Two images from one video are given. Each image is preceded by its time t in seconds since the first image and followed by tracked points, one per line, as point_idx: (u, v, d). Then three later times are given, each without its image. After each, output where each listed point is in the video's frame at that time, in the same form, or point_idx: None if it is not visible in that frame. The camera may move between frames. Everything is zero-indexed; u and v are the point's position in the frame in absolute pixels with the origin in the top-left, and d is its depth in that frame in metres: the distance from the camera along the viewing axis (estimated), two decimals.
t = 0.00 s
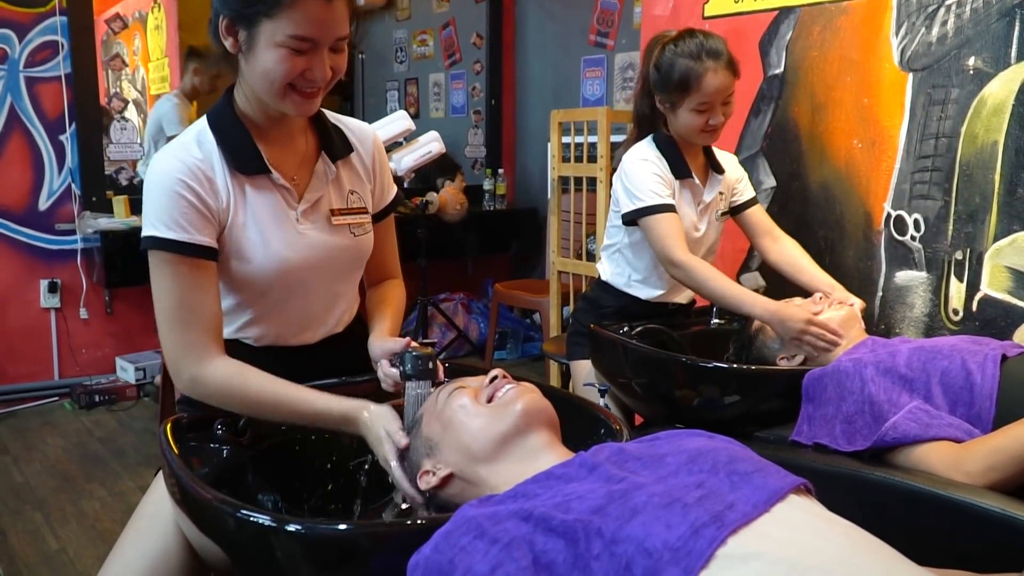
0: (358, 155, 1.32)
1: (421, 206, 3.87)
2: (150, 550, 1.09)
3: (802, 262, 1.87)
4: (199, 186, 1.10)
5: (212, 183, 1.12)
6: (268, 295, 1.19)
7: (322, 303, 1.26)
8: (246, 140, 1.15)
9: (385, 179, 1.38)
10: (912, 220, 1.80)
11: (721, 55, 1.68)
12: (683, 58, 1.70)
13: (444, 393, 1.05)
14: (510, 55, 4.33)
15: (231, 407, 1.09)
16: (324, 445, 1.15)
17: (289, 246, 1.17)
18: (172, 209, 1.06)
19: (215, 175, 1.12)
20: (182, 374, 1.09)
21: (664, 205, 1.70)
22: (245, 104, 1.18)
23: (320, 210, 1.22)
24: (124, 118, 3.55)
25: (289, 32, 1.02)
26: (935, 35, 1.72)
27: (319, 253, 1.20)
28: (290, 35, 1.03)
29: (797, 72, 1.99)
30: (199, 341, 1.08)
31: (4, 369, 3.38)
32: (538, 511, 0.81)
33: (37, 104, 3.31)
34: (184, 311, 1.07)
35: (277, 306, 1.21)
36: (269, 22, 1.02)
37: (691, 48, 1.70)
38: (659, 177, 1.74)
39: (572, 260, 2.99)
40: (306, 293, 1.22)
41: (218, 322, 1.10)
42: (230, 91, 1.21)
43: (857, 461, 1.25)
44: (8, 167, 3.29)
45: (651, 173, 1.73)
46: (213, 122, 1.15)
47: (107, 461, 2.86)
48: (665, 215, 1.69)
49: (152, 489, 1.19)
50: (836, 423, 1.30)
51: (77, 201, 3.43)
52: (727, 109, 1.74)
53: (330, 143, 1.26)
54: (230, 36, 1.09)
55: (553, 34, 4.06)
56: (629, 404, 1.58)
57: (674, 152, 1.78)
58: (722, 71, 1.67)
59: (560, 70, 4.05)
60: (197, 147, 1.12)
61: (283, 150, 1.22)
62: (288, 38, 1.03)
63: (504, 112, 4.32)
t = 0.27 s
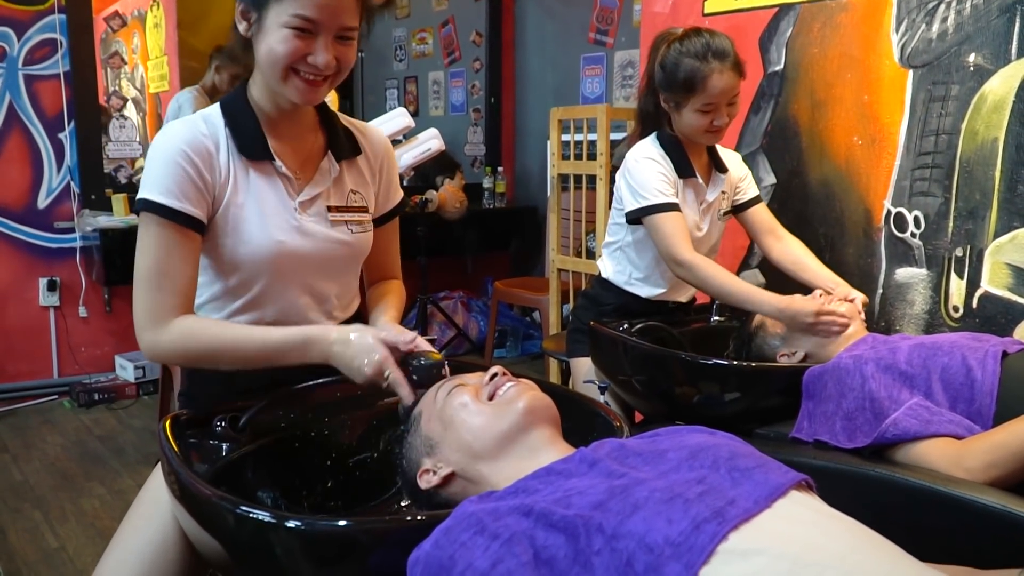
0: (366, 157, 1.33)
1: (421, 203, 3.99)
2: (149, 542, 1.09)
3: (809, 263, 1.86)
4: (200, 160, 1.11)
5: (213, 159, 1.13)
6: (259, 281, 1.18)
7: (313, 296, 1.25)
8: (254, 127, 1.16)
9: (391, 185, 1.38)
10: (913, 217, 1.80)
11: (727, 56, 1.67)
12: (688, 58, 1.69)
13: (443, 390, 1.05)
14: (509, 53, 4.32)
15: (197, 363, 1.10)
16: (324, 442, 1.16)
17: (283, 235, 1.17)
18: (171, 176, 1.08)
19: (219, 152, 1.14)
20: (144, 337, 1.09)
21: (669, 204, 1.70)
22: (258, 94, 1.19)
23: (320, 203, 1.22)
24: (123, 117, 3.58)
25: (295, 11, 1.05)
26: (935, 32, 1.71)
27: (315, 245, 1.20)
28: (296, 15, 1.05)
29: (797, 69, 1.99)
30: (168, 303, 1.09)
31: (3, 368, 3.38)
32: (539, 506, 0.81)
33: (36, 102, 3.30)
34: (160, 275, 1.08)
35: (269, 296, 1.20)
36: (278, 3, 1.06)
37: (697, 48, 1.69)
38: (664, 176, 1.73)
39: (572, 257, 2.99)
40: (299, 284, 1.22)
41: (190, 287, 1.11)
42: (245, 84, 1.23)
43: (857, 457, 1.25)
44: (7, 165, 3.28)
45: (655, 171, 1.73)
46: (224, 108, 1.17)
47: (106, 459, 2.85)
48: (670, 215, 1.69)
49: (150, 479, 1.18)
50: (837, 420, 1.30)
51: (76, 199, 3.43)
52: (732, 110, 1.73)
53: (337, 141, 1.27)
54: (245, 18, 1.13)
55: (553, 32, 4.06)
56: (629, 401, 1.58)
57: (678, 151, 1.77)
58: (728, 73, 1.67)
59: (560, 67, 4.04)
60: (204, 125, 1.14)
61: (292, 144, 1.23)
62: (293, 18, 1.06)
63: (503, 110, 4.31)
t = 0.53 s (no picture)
0: (380, 162, 1.33)
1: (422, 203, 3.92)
2: (149, 535, 1.09)
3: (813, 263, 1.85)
4: (218, 152, 1.13)
5: (230, 153, 1.15)
6: (267, 278, 1.19)
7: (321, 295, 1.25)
8: (272, 125, 1.18)
9: (401, 191, 1.38)
10: (913, 217, 1.80)
11: (730, 56, 1.66)
12: (691, 59, 1.69)
13: (443, 391, 1.04)
14: (509, 52, 4.32)
15: (213, 356, 1.13)
16: (324, 442, 1.15)
17: (292, 233, 1.18)
18: (189, 165, 1.10)
19: (236, 145, 1.16)
20: (161, 324, 1.12)
21: (680, 202, 1.69)
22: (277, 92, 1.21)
23: (329, 203, 1.22)
24: (122, 116, 3.55)
25: (320, 11, 1.07)
26: (935, 31, 1.71)
27: (322, 245, 1.20)
28: (321, 15, 1.07)
29: (797, 68, 1.99)
30: (183, 293, 1.11)
31: (3, 367, 3.38)
32: (539, 506, 0.81)
33: (36, 101, 3.30)
34: (176, 264, 1.10)
35: (278, 292, 1.20)
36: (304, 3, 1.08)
37: (700, 48, 1.69)
38: (671, 176, 1.73)
39: (571, 257, 2.99)
40: (307, 282, 1.22)
41: (205, 280, 1.13)
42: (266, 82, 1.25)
43: (857, 457, 1.25)
44: (6, 165, 3.28)
45: (663, 169, 1.73)
46: (245, 104, 1.19)
47: (106, 459, 2.85)
48: (681, 211, 1.69)
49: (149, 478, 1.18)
50: (837, 420, 1.30)
51: (75, 198, 3.42)
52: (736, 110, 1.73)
53: (351, 144, 1.27)
54: (273, 17, 1.15)
55: (553, 31, 4.05)
56: (629, 401, 1.57)
57: (683, 152, 1.77)
58: (732, 73, 1.66)
59: (560, 66, 4.04)
60: (224, 119, 1.16)
61: (308, 144, 1.24)
62: (318, 18, 1.07)
63: (503, 109, 4.31)
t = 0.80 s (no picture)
0: (385, 162, 1.33)
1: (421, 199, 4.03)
2: (148, 537, 1.09)
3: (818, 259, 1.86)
4: (219, 152, 1.13)
5: (231, 152, 1.15)
6: (267, 276, 1.19)
7: (321, 294, 1.25)
8: (278, 123, 1.18)
9: (408, 193, 1.38)
10: (912, 213, 1.80)
11: (733, 55, 1.66)
12: (694, 57, 1.68)
13: (442, 386, 1.04)
14: (509, 49, 4.32)
15: (213, 359, 1.13)
16: (322, 438, 1.16)
17: (293, 231, 1.18)
18: (189, 165, 1.10)
19: (238, 145, 1.16)
20: (162, 322, 1.13)
21: (679, 198, 1.70)
22: (286, 89, 1.20)
23: (333, 203, 1.22)
24: (122, 113, 3.50)
25: (336, 10, 1.07)
26: (935, 27, 1.71)
27: (323, 243, 1.20)
28: (337, 14, 1.08)
29: (797, 64, 1.99)
30: (183, 293, 1.11)
31: (3, 364, 3.38)
32: (538, 500, 0.81)
33: (35, 98, 3.30)
34: (177, 265, 1.11)
35: (278, 291, 1.20)
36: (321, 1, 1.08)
37: (703, 46, 1.68)
38: (672, 172, 1.73)
39: (571, 254, 2.99)
40: (307, 281, 1.22)
41: (206, 281, 1.14)
42: (274, 79, 1.24)
43: (856, 452, 1.25)
44: (6, 161, 3.28)
45: (663, 166, 1.73)
46: (251, 101, 1.19)
47: (106, 455, 2.85)
48: (681, 208, 1.69)
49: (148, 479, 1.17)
50: (836, 415, 1.30)
51: (75, 195, 3.42)
52: (739, 108, 1.72)
53: (358, 145, 1.27)
54: (286, 13, 1.15)
55: (553, 27, 4.05)
56: (628, 397, 1.58)
57: (685, 149, 1.76)
58: (735, 71, 1.66)
59: (560, 63, 4.03)
60: (227, 117, 1.16)
61: (313, 142, 1.24)
62: (333, 16, 1.08)
63: (503, 106, 4.30)
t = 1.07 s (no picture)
0: (382, 158, 1.32)
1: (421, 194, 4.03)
2: (142, 533, 1.09)
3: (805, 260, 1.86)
4: (216, 149, 1.13)
5: (227, 149, 1.15)
6: (263, 272, 1.18)
7: (317, 289, 1.25)
8: (277, 122, 1.18)
9: (402, 188, 1.38)
10: (910, 209, 1.79)
11: (727, 51, 1.65)
12: (688, 53, 1.68)
13: (436, 382, 1.04)
14: (507, 45, 4.31)
15: (210, 357, 1.13)
16: (318, 434, 1.16)
17: (288, 227, 1.17)
18: (186, 162, 1.10)
19: (234, 141, 1.16)
20: (158, 318, 1.12)
21: (674, 197, 1.70)
22: (287, 87, 1.19)
23: (330, 198, 1.22)
24: (119, 109, 3.49)
25: (350, 17, 1.07)
26: (932, 22, 1.71)
27: (319, 239, 1.20)
28: (351, 20, 1.07)
29: (795, 60, 1.99)
30: (180, 289, 1.11)
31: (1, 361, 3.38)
32: (532, 498, 0.81)
33: (32, 94, 3.30)
34: (174, 262, 1.11)
35: (274, 286, 1.20)
36: (334, 7, 1.08)
37: (697, 43, 1.67)
38: (666, 169, 1.72)
39: (568, 250, 2.99)
40: (303, 277, 1.22)
41: (202, 278, 1.14)
42: (270, 75, 1.24)
43: (852, 449, 1.25)
44: (3, 158, 3.28)
45: (658, 163, 1.72)
46: (248, 98, 1.19)
47: (103, 452, 2.85)
48: (675, 206, 1.69)
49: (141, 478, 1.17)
50: (832, 412, 1.30)
51: (72, 191, 3.42)
52: (735, 104, 1.72)
53: (355, 141, 1.26)
54: (293, 14, 1.13)
55: (551, 23, 4.04)
56: (626, 394, 1.57)
57: (681, 145, 1.76)
58: (729, 67, 1.65)
59: (558, 59, 4.03)
60: (223, 113, 1.16)
61: (310, 138, 1.23)
62: (348, 23, 1.07)
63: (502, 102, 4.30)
